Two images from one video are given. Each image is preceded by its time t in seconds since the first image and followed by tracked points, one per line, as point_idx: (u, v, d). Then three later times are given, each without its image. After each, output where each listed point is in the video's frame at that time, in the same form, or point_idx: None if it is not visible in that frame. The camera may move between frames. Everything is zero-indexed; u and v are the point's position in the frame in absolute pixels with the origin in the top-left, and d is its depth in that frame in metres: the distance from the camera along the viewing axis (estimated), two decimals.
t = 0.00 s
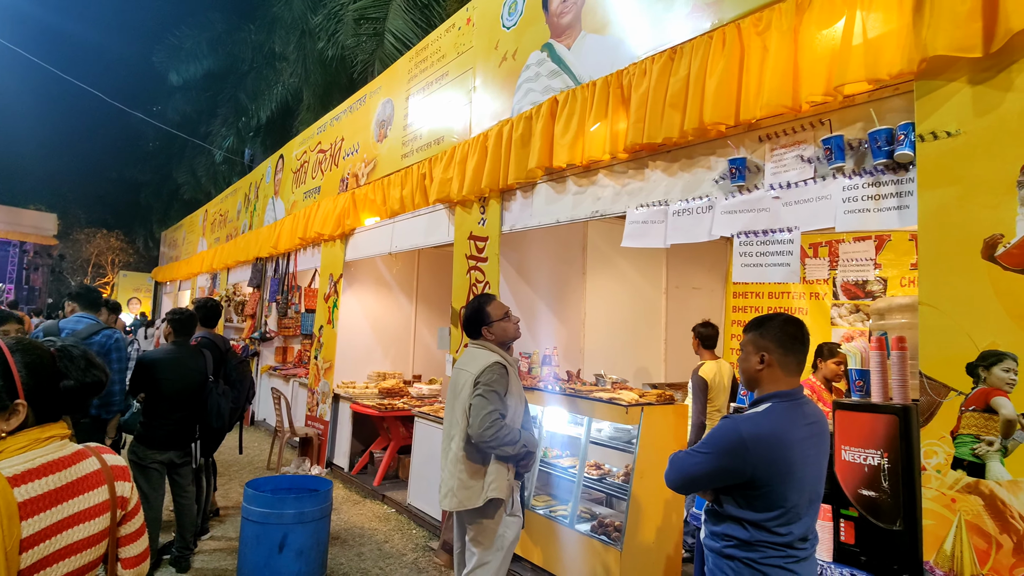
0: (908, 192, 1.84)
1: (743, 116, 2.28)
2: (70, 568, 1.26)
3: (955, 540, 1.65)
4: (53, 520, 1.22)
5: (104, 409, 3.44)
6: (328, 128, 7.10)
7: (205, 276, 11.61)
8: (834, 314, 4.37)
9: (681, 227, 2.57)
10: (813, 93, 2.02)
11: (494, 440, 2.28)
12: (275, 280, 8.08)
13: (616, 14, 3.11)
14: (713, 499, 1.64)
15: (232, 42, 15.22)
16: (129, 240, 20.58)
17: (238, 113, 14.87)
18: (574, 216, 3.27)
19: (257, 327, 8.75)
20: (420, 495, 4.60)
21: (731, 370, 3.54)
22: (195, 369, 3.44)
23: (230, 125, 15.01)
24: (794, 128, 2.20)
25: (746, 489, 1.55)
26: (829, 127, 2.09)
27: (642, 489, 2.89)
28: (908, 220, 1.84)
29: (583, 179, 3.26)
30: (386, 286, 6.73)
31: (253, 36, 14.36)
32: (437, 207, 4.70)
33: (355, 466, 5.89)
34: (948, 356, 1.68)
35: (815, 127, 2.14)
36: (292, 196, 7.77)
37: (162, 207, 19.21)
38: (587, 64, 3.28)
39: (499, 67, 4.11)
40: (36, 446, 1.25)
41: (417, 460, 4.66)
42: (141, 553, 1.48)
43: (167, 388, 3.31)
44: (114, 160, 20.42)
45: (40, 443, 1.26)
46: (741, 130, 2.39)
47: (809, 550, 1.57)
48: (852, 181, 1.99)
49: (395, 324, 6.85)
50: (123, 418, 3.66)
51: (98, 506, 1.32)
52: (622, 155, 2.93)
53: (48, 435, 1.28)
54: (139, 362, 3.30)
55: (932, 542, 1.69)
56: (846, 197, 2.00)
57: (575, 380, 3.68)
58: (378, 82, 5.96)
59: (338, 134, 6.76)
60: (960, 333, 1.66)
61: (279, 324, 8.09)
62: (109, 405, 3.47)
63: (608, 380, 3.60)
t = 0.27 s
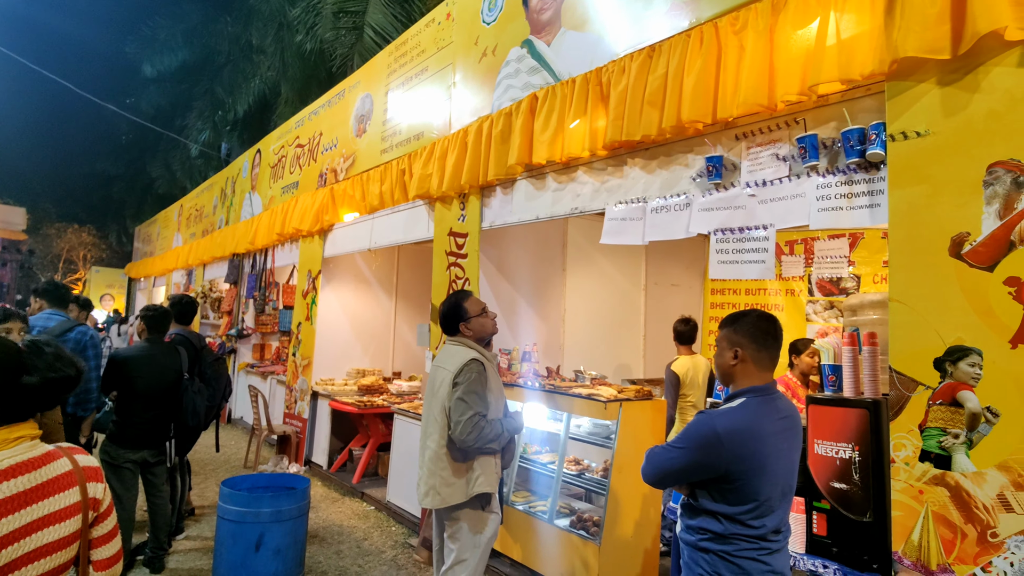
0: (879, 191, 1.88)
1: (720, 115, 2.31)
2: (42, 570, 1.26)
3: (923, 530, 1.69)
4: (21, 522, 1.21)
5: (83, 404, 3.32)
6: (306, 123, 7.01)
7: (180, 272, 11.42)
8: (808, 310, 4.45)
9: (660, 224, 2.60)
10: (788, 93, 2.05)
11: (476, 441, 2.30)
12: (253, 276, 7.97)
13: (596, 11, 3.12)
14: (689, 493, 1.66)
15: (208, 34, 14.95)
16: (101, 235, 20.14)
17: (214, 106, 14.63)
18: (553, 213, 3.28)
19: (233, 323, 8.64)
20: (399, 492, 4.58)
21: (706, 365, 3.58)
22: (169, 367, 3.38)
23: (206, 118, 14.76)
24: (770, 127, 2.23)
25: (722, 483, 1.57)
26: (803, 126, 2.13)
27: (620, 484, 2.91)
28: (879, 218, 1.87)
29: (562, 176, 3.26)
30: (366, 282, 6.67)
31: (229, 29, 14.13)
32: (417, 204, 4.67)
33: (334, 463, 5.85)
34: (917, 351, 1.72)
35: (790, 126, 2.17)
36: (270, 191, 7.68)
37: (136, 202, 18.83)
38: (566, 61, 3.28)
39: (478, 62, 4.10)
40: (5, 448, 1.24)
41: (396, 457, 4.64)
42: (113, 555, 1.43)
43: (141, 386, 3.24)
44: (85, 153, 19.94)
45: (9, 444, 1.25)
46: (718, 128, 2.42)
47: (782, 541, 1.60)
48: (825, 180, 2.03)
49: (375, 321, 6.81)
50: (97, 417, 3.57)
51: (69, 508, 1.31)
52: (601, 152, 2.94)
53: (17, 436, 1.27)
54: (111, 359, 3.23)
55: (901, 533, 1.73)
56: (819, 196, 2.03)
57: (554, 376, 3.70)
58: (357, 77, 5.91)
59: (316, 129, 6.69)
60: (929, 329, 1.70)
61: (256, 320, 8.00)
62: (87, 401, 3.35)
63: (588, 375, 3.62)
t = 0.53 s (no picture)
0: (849, 191, 1.91)
1: (695, 114, 2.33)
2: None
3: (890, 524, 1.72)
4: None
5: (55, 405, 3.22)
6: (282, 119, 6.93)
7: (153, 270, 11.21)
8: (782, 308, 4.52)
9: (636, 223, 2.61)
10: (761, 93, 2.08)
11: (449, 440, 2.30)
12: (228, 274, 7.86)
13: (573, 9, 3.13)
14: (664, 489, 1.67)
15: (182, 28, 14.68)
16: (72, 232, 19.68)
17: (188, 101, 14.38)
18: (531, 211, 3.28)
19: (208, 322, 8.51)
20: (376, 493, 4.54)
21: (681, 362, 3.60)
22: (139, 367, 3.32)
23: (179, 113, 14.50)
24: (744, 127, 2.25)
25: (694, 480, 1.58)
26: (776, 126, 2.15)
27: (597, 482, 2.93)
28: (849, 217, 1.91)
29: (540, 174, 3.27)
30: (343, 281, 6.61)
31: (205, 22, 13.90)
32: (394, 201, 4.64)
33: (311, 464, 5.78)
34: (885, 348, 1.75)
35: (764, 126, 2.20)
36: (245, 188, 7.58)
37: (107, 198, 18.43)
38: (544, 59, 3.29)
39: (456, 59, 4.09)
40: None
41: (373, 457, 4.60)
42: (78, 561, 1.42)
43: (109, 386, 3.19)
44: (54, 147, 19.44)
45: None
46: (694, 128, 2.44)
47: (754, 537, 1.62)
48: (797, 179, 2.06)
49: (353, 320, 6.75)
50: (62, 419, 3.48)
51: (30, 514, 1.28)
52: (578, 151, 2.95)
53: None
54: (77, 360, 3.16)
55: (869, 526, 1.75)
56: (792, 195, 2.06)
57: (532, 374, 3.70)
58: (334, 73, 5.86)
59: (292, 125, 6.62)
60: (897, 326, 1.73)
61: (231, 319, 7.89)
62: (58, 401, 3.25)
63: (565, 374, 3.64)
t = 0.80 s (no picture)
0: (822, 192, 1.94)
1: (671, 114, 2.34)
2: None
3: (859, 520, 1.74)
4: None
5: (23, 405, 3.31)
6: (257, 113, 6.82)
7: (123, 266, 10.97)
8: (757, 307, 4.58)
9: (612, 221, 2.62)
10: (737, 93, 2.09)
11: (425, 438, 2.29)
12: (201, 271, 7.72)
13: (551, 6, 3.12)
14: (638, 487, 1.67)
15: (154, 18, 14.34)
16: (39, 227, 19.15)
17: (161, 94, 14.09)
18: (508, 209, 3.27)
19: (180, 320, 8.35)
20: (351, 493, 4.48)
21: (658, 362, 3.60)
22: (106, 366, 3.24)
23: (151, 106, 14.20)
24: (720, 127, 2.27)
25: (667, 477, 1.59)
26: (751, 127, 2.17)
27: (573, 480, 2.94)
28: (822, 218, 1.93)
29: (517, 172, 3.26)
30: (319, 278, 6.54)
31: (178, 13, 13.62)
32: (370, 198, 4.60)
33: (286, 464, 5.71)
34: (855, 347, 1.78)
35: (739, 126, 2.21)
36: (219, 183, 7.44)
37: (76, 192, 17.96)
38: (522, 56, 3.28)
39: (434, 55, 4.06)
40: None
41: (349, 456, 4.52)
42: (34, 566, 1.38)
43: (73, 386, 3.11)
44: (21, 139, 18.89)
45: None
46: (670, 127, 2.45)
47: (728, 535, 1.63)
48: (772, 179, 2.08)
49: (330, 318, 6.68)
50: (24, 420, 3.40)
51: None
52: (556, 149, 2.95)
53: None
54: (40, 358, 3.08)
55: (839, 522, 1.78)
56: (766, 195, 2.08)
57: (509, 373, 3.70)
58: (310, 67, 5.78)
59: (267, 119, 6.52)
60: (867, 325, 1.76)
61: (204, 317, 7.75)
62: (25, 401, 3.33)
63: (542, 372, 3.65)
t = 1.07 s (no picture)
0: (800, 191, 1.96)
1: (653, 112, 2.35)
2: None
3: (834, 514, 1.77)
4: None
5: None
6: (236, 106, 6.72)
7: (99, 260, 10.76)
8: (737, 304, 4.63)
9: (594, 219, 2.63)
10: (718, 92, 2.11)
11: (416, 431, 2.31)
12: (179, 266, 7.60)
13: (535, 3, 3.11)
14: (620, 484, 1.69)
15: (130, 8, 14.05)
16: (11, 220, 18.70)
17: (137, 85, 13.81)
18: (491, 205, 3.27)
19: (157, 316, 8.22)
20: (332, 491, 4.41)
21: (640, 359, 3.62)
22: (79, 363, 3.18)
23: (128, 98, 13.91)
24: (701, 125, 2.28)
25: (647, 473, 1.60)
26: (731, 126, 2.19)
27: (555, 476, 2.95)
28: (800, 216, 1.95)
29: (500, 168, 3.26)
30: (300, 274, 6.48)
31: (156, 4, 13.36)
32: (352, 193, 4.56)
33: (265, 461, 5.65)
34: (832, 344, 1.81)
35: (719, 125, 2.23)
36: (197, 177, 7.33)
37: (50, 185, 17.55)
38: (505, 52, 3.27)
39: (416, 50, 4.03)
40: None
41: (329, 453, 4.44)
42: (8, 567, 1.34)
43: (44, 383, 3.05)
44: None
45: None
46: (652, 125, 2.46)
47: (706, 530, 1.65)
48: (751, 178, 2.10)
49: (310, 314, 6.63)
50: None
51: None
52: (539, 145, 2.95)
53: None
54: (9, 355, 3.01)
55: (814, 516, 1.81)
56: (746, 193, 2.10)
57: (492, 369, 3.70)
58: (291, 60, 5.71)
59: (247, 113, 6.43)
60: (843, 322, 1.79)
61: (182, 313, 7.65)
62: None
63: (524, 368, 3.66)
